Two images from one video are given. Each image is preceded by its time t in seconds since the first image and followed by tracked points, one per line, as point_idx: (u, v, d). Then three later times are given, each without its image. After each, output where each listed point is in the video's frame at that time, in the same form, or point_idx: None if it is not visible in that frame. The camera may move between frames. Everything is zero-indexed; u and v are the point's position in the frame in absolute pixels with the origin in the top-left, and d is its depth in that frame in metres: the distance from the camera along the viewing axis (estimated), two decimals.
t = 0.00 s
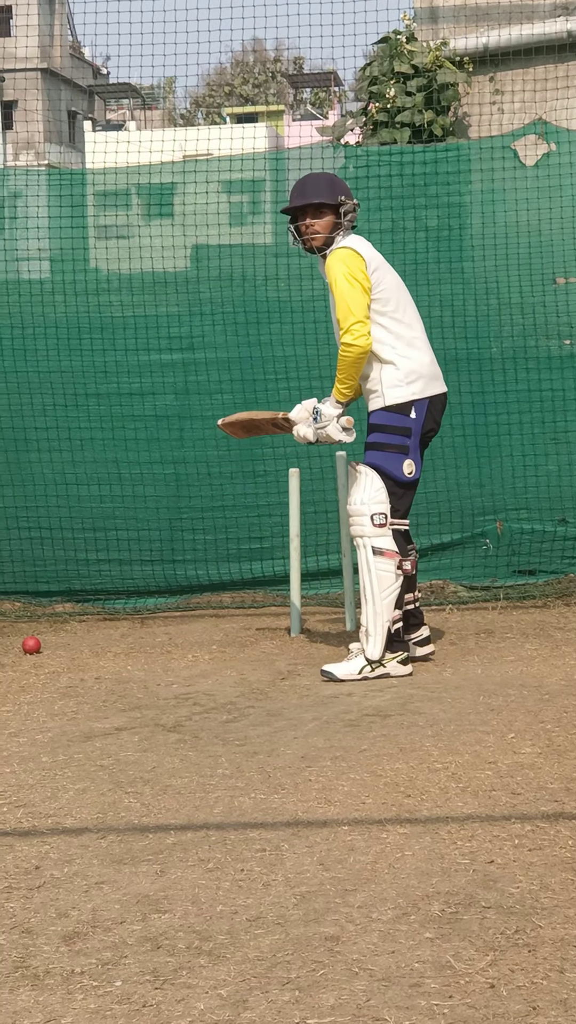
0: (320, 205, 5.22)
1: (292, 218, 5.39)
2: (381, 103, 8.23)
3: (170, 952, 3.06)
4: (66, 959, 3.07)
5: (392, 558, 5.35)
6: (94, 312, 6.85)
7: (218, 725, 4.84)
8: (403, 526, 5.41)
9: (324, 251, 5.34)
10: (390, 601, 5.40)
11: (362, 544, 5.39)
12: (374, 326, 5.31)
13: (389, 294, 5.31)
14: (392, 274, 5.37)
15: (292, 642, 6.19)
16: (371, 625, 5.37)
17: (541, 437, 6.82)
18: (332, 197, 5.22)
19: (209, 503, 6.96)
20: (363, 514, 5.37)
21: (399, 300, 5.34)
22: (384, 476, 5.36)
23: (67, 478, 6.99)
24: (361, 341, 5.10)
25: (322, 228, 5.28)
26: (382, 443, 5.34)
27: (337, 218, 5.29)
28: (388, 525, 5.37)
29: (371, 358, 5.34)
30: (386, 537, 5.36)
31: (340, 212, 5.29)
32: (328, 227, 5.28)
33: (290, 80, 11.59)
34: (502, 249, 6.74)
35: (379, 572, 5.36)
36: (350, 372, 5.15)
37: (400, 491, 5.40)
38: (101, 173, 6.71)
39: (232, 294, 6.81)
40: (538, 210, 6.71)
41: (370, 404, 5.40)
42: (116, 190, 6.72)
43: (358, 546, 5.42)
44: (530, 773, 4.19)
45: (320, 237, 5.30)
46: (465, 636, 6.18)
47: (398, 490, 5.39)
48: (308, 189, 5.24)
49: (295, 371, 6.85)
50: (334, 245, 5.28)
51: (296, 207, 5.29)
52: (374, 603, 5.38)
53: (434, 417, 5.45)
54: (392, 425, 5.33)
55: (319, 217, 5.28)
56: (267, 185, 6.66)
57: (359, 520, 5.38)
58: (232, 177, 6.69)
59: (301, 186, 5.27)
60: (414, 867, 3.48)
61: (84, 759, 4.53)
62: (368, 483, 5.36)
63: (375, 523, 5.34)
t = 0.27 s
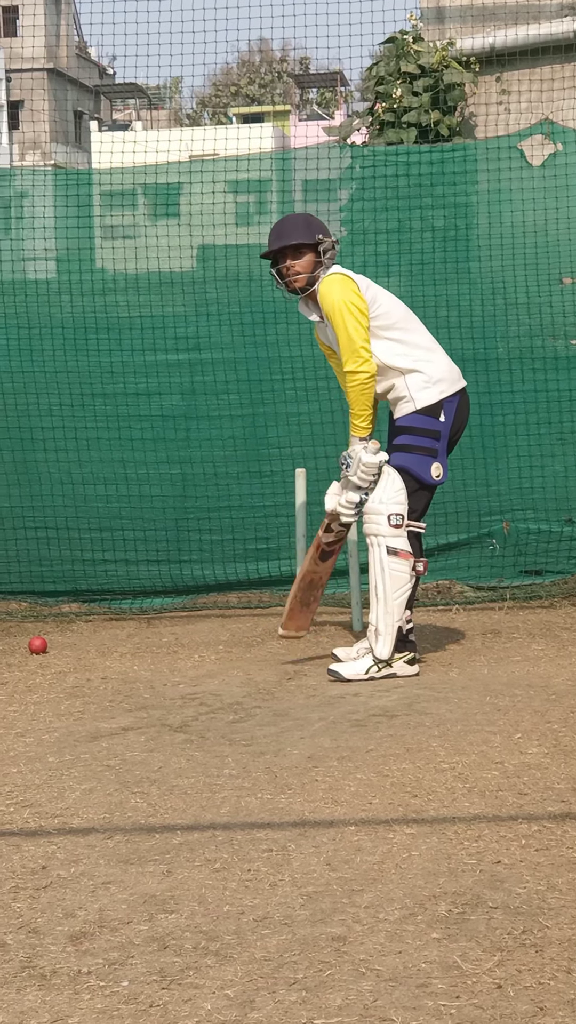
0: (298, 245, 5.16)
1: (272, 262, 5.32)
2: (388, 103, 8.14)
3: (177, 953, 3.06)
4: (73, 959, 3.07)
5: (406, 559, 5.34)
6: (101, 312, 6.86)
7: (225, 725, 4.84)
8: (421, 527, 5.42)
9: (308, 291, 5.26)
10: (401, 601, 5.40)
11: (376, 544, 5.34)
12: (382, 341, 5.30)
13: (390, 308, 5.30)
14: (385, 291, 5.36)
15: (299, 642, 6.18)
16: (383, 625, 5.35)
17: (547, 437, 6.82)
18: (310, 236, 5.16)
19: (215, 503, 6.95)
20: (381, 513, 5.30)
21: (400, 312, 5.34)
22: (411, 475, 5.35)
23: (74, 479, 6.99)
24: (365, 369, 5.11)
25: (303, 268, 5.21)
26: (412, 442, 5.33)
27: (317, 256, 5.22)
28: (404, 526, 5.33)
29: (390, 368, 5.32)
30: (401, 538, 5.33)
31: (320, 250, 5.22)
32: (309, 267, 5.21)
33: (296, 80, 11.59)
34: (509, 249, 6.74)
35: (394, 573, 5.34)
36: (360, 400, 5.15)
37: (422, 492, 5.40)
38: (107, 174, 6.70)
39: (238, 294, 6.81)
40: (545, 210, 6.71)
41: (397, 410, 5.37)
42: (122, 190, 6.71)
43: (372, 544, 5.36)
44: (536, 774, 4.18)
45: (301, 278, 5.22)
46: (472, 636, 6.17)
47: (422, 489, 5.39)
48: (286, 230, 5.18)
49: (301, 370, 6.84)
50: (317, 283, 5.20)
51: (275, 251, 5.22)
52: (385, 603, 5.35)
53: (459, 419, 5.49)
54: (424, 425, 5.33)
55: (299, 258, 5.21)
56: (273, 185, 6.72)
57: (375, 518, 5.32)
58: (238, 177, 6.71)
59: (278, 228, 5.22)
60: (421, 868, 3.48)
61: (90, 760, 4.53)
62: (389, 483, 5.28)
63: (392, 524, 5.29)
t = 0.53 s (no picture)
0: (311, 232, 5.17)
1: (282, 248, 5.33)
2: (392, 105, 8.17)
3: (181, 953, 3.06)
4: (77, 960, 3.07)
5: (398, 560, 5.32)
6: (105, 313, 6.86)
7: (229, 726, 4.84)
8: (411, 530, 5.40)
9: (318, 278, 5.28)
10: (399, 601, 5.39)
11: (367, 549, 5.34)
12: (382, 335, 5.29)
13: (394, 303, 5.28)
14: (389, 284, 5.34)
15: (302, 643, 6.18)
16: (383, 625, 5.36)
17: (551, 438, 6.81)
18: (322, 223, 5.17)
19: (219, 503, 6.96)
20: (368, 517, 5.29)
21: (403, 307, 5.32)
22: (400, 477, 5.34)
23: (78, 479, 7.00)
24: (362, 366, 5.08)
25: (315, 254, 5.23)
26: (402, 444, 5.32)
27: (328, 242, 5.24)
28: (393, 527, 5.32)
29: (386, 366, 5.32)
30: (391, 541, 5.31)
31: (331, 236, 5.24)
32: (321, 252, 5.23)
33: (301, 80, 11.59)
34: (513, 249, 6.74)
35: (387, 575, 5.33)
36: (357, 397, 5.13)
37: (412, 495, 5.37)
38: (111, 175, 6.70)
39: (242, 295, 6.81)
40: (550, 210, 6.71)
41: (392, 409, 5.37)
42: (127, 191, 6.71)
43: (363, 548, 5.36)
44: (540, 775, 4.18)
45: (313, 264, 5.24)
46: (475, 637, 6.17)
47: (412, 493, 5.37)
48: (298, 216, 5.18)
49: (305, 371, 6.84)
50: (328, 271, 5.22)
51: (287, 236, 5.23)
52: (382, 606, 5.35)
53: (455, 421, 5.44)
54: (415, 428, 5.31)
55: (311, 243, 5.22)
56: (279, 185, 6.67)
57: (363, 523, 5.31)
58: (243, 178, 6.69)
59: (289, 214, 5.22)
60: (425, 868, 3.48)
61: (94, 760, 4.53)
62: (374, 487, 5.28)
63: (379, 528, 5.28)
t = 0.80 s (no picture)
0: (332, 204, 5.19)
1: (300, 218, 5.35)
2: (395, 106, 8.24)
3: (184, 954, 3.07)
4: (80, 961, 3.07)
5: (394, 560, 5.35)
6: (108, 314, 6.87)
7: (232, 727, 4.84)
8: (405, 530, 5.41)
9: (334, 251, 5.30)
10: (397, 601, 5.41)
11: (362, 551, 5.36)
12: (380, 326, 5.29)
13: (397, 295, 5.28)
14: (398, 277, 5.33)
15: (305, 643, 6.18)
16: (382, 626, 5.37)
17: (554, 439, 6.81)
18: (344, 198, 5.19)
19: (222, 504, 6.96)
20: (362, 520, 5.34)
21: (405, 304, 5.31)
22: (384, 480, 5.34)
23: (81, 480, 7.00)
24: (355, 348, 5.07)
25: (334, 227, 5.25)
26: (384, 446, 5.31)
27: (348, 218, 5.27)
28: (387, 529, 5.36)
29: (375, 360, 5.30)
30: (385, 541, 5.35)
31: (352, 212, 5.27)
32: (340, 226, 5.26)
33: (304, 82, 11.58)
34: (516, 250, 6.74)
35: (383, 575, 5.36)
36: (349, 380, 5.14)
37: (399, 496, 5.37)
38: (115, 176, 6.70)
39: (245, 297, 6.82)
40: (553, 211, 6.71)
41: (374, 410, 5.36)
42: (130, 192, 6.71)
43: (358, 551, 5.39)
44: (543, 776, 4.18)
45: (331, 236, 5.26)
46: (478, 638, 6.16)
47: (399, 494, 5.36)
48: (321, 188, 5.20)
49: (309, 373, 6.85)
50: (345, 245, 5.24)
51: (307, 206, 5.25)
52: (381, 609, 5.38)
53: (439, 420, 5.40)
54: (396, 429, 5.29)
55: (330, 215, 5.25)
56: (282, 186, 6.65)
57: (357, 526, 5.35)
58: (246, 180, 6.70)
59: (311, 184, 5.23)
60: (428, 870, 3.47)
61: (97, 761, 4.54)
62: (367, 491, 5.34)
63: (374, 529, 5.31)
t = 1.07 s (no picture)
0: (341, 203, 5.18)
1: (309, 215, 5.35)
2: (397, 108, 8.27)
3: (185, 956, 3.07)
4: (82, 962, 3.07)
5: (396, 559, 5.35)
6: (111, 315, 6.87)
7: (234, 729, 4.84)
8: (407, 529, 5.41)
9: (342, 249, 5.29)
10: (399, 602, 5.41)
11: (365, 551, 5.36)
12: (384, 326, 5.28)
13: (403, 296, 5.28)
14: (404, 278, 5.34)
15: (307, 645, 6.18)
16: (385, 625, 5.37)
17: (557, 441, 6.81)
18: (352, 196, 5.18)
19: (224, 505, 6.96)
20: (364, 520, 5.34)
21: (410, 306, 5.31)
22: (385, 480, 5.32)
23: (83, 481, 7.01)
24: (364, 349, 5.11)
25: (342, 225, 5.24)
26: (385, 447, 5.29)
27: (356, 216, 5.26)
28: (389, 529, 5.35)
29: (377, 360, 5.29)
30: (388, 541, 5.35)
31: (360, 211, 5.26)
32: (347, 225, 5.24)
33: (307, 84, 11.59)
34: (518, 251, 6.74)
35: (386, 575, 5.36)
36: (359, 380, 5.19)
37: (400, 496, 5.35)
38: (117, 176, 6.66)
39: (247, 298, 6.83)
40: (555, 212, 6.70)
41: (373, 411, 5.34)
42: (132, 193, 6.70)
43: (360, 551, 5.39)
44: (545, 778, 4.18)
45: (339, 234, 5.25)
46: (480, 640, 6.16)
47: (400, 494, 5.35)
48: (329, 185, 5.19)
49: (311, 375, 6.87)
50: (352, 244, 5.23)
51: (315, 204, 5.23)
52: (384, 608, 5.38)
53: (437, 422, 5.41)
54: (397, 429, 5.29)
55: (339, 213, 5.24)
56: (284, 186, 6.62)
57: (359, 526, 5.35)
58: (248, 181, 6.68)
59: (320, 181, 5.22)
60: (430, 871, 3.47)
61: (100, 762, 4.53)
62: (369, 491, 5.33)
63: (376, 529, 5.31)
